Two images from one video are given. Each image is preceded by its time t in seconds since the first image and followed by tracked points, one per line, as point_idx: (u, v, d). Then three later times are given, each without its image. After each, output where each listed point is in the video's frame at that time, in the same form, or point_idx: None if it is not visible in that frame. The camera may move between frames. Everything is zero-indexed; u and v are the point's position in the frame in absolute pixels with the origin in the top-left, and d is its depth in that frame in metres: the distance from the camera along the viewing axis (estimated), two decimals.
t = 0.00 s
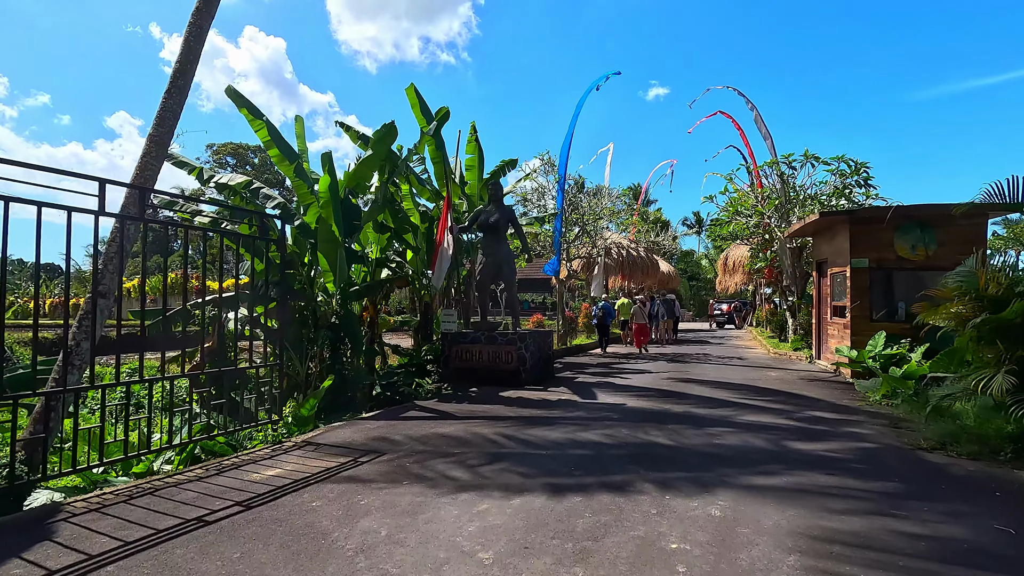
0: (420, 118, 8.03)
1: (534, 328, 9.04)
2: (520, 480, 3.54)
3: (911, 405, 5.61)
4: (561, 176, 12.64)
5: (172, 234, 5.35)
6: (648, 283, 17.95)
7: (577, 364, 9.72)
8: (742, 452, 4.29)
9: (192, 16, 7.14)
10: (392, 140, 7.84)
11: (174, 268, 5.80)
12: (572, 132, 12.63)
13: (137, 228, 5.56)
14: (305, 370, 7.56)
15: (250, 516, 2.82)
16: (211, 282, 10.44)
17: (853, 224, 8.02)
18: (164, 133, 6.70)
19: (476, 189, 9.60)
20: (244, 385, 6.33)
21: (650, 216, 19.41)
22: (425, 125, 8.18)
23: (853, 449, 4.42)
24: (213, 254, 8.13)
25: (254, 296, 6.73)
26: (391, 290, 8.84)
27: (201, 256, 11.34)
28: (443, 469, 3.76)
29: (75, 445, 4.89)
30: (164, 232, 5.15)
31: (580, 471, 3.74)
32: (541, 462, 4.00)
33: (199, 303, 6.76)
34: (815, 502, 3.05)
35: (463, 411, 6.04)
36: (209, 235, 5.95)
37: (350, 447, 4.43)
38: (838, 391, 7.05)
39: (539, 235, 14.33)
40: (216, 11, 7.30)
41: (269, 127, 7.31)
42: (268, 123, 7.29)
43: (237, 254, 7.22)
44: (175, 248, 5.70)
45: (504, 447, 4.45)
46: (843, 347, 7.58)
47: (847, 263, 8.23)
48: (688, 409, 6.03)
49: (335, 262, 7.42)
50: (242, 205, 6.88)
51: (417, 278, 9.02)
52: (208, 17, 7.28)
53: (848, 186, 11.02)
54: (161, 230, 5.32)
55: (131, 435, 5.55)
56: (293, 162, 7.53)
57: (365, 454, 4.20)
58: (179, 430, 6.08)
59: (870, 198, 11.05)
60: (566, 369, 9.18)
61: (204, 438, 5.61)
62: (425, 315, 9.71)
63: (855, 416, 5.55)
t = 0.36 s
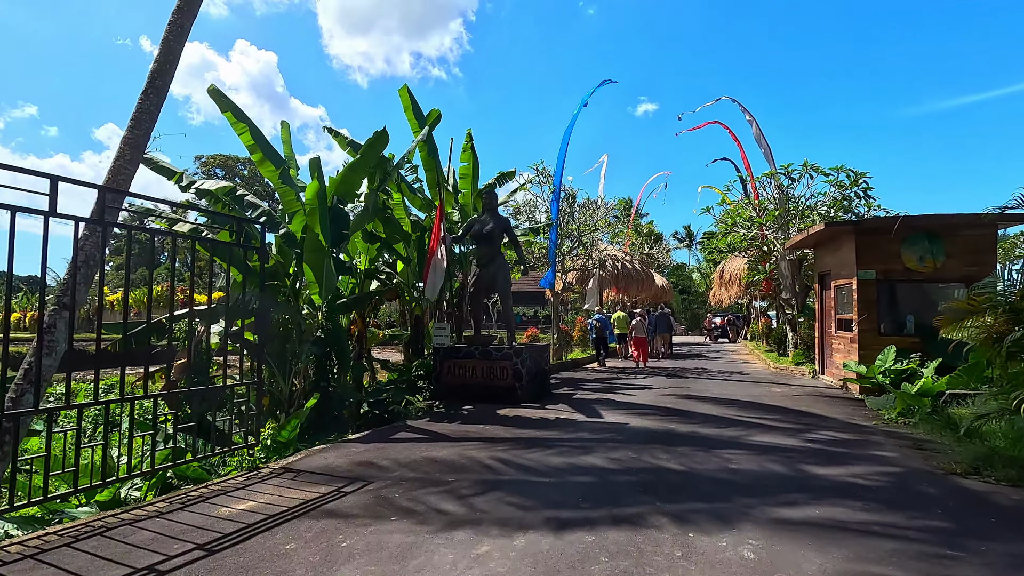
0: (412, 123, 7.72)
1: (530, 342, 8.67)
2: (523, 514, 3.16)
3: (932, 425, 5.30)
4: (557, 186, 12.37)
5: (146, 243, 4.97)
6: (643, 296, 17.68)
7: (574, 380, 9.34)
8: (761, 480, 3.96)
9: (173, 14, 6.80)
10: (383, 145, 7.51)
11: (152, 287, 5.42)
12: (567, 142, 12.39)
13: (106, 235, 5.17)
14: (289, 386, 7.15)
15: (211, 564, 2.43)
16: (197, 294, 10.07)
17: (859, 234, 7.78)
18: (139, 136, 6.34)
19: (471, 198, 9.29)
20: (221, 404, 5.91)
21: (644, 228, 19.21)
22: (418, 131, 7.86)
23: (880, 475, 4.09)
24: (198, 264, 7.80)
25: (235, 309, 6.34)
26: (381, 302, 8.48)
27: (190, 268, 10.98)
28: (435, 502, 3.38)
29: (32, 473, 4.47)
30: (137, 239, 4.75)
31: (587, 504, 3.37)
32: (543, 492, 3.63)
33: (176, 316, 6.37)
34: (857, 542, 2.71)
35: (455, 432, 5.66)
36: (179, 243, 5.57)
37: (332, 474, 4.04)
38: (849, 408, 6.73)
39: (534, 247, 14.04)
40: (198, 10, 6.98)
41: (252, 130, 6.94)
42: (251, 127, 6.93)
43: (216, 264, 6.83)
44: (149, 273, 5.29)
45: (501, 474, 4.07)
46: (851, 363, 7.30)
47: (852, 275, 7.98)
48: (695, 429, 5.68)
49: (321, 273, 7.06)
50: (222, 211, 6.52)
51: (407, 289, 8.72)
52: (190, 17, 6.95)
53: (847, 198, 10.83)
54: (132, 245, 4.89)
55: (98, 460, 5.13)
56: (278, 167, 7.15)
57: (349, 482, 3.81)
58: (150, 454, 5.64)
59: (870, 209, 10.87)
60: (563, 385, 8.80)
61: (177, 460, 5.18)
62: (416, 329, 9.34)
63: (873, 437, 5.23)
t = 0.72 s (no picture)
0: (401, 132, 7.41)
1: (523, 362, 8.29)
2: (522, 566, 2.77)
3: (954, 452, 4.98)
4: (550, 200, 12.09)
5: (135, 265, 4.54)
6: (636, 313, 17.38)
7: (569, 402, 8.94)
8: (782, 518, 3.60)
9: (147, 16, 6.45)
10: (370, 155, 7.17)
11: (152, 304, 5.12)
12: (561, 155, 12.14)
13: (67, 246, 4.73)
14: (267, 410, 6.70)
15: None
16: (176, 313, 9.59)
17: (863, 250, 7.53)
18: (108, 142, 5.94)
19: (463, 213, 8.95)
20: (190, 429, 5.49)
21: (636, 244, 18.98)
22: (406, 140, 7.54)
23: (910, 511, 3.75)
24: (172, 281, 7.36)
25: (210, 328, 5.89)
26: (367, 319, 8.07)
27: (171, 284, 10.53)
28: (420, 550, 2.97)
29: None
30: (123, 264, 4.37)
31: (594, 552, 2.98)
32: (543, 536, 3.23)
33: (146, 335, 5.92)
34: None
35: (444, 461, 5.23)
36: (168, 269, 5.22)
37: (306, 514, 3.61)
38: (859, 432, 6.41)
39: (526, 262, 13.70)
40: (175, 11, 6.63)
41: (231, 138, 6.55)
42: (230, 134, 6.54)
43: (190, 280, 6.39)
44: (148, 280, 5.01)
45: (495, 513, 3.66)
46: (859, 383, 6.99)
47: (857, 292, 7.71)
48: (702, 457, 5.30)
49: (303, 288, 6.65)
50: (195, 222, 6.13)
51: (394, 306, 8.35)
52: (166, 19, 6.60)
53: (845, 212, 10.64)
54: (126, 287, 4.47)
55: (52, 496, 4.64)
56: (259, 177, 6.74)
57: (323, 525, 3.39)
58: (111, 487, 5.17)
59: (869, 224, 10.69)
60: (558, 407, 8.40)
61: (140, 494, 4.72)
62: (404, 348, 8.92)
63: (893, 465, 4.89)
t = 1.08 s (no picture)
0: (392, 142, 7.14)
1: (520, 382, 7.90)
2: None
3: (985, 477, 4.66)
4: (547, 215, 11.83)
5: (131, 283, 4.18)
6: (633, 332, 17.04)
7: (567, 424, 8.54)
8: (815, 555, 3.24)
9: (129, 17, 6.16)
10: (362, 164, 6.87)
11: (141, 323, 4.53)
12: (557, 169, 11.91)
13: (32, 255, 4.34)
14: (248, 434, 6.26)
15: None
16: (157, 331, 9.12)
17: (872, 265, 7.29)
18: (81, 147, 5.60)
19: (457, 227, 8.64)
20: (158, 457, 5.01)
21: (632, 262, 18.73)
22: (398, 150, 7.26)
23: (954, 546, 3.40)
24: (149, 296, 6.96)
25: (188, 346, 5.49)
26: (356, 337, 7.68)
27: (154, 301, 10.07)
28: None
29: None
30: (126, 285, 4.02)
31: None
32: None
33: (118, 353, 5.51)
34: None
35: (436, 489, 4.82)
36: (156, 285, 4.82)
37: (280, 553, 3.19)
38: (876, 455, 6.06)
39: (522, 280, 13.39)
40: (158, 14, 6.35)
41: (214, 144, 6.23)
42: (213, 140, 6.22)
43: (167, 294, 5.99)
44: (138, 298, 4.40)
45: (494, 551, 3.26)
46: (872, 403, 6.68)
47: (866, 308, 7.45)
48: (715, 484, 4.93)
49: (288, 304, 6.25)
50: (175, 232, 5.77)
51: (385, 323, 7.96)
52: (148, 21, 6.32)
53: (847, 229, 10.45)
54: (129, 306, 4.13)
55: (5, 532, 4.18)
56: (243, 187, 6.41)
57: (299, 567, 2.98)
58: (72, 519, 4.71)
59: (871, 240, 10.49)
60: (556, 430, 8.00)
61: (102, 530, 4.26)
62: (395, 368, 8.51)
63: (922, 492, 4.55)
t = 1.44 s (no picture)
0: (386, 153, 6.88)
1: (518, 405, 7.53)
2: None
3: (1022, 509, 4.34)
4: (544, 233, 11.58)
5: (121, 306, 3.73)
6: (630, 353, 16.70)
7: (566, 449, 8.15)
8: None
9: (111, 22, 5.91)
10: (355, 177, 6.61)
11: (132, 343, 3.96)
12: (554, 186, 11.71)
13: None
14: (226, 461, 5.85)
15: None
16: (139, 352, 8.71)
17: (882, 282, 7.04)
18: (54, 155, 5.29)
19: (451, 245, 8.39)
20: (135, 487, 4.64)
21: (629, 281, 18.48)
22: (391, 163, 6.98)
23: None
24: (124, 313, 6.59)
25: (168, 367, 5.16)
26: (345, 358, 7.32)
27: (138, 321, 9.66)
28: None
29: None
30: (119, 305, 3.69)
31: None
32: None
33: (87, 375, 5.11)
34: None
35: (428, 524, 4.43)
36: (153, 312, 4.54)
37: None
38: (896, 483, 5.72)
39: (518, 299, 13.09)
40: (142, 19, 6.10)
41: (198, 154, 5.93)
42: (196, 150, 5.92)
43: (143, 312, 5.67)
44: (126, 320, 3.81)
45: None
46: (887, 427, 6.38)
47: (877, 327, 7.17)
48: (730, 517, 4.56)
49: (272, 321, 5.84)
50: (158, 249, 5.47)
51: (376, 343, 7.59)
52: (132, 27, 6.07)
53: (850, 247, 10.24)
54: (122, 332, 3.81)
55: None
56: (228, 198, 6.05)
57: None
58: (27, 559, 4.27)
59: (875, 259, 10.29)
60: (555, 456, 7.61)
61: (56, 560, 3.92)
62: (386, 390, 8.14)
63: (955, 527, 4.22)
